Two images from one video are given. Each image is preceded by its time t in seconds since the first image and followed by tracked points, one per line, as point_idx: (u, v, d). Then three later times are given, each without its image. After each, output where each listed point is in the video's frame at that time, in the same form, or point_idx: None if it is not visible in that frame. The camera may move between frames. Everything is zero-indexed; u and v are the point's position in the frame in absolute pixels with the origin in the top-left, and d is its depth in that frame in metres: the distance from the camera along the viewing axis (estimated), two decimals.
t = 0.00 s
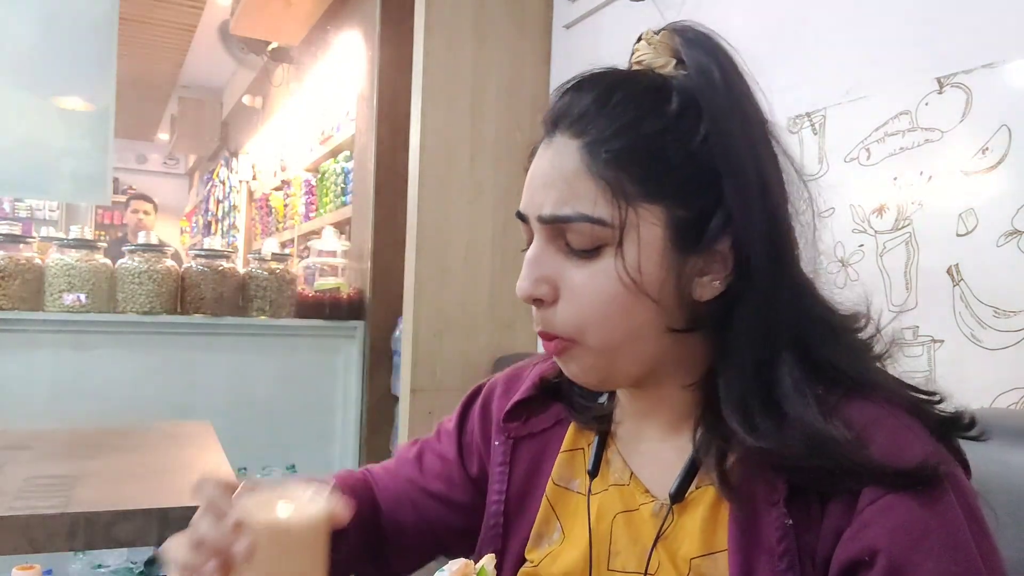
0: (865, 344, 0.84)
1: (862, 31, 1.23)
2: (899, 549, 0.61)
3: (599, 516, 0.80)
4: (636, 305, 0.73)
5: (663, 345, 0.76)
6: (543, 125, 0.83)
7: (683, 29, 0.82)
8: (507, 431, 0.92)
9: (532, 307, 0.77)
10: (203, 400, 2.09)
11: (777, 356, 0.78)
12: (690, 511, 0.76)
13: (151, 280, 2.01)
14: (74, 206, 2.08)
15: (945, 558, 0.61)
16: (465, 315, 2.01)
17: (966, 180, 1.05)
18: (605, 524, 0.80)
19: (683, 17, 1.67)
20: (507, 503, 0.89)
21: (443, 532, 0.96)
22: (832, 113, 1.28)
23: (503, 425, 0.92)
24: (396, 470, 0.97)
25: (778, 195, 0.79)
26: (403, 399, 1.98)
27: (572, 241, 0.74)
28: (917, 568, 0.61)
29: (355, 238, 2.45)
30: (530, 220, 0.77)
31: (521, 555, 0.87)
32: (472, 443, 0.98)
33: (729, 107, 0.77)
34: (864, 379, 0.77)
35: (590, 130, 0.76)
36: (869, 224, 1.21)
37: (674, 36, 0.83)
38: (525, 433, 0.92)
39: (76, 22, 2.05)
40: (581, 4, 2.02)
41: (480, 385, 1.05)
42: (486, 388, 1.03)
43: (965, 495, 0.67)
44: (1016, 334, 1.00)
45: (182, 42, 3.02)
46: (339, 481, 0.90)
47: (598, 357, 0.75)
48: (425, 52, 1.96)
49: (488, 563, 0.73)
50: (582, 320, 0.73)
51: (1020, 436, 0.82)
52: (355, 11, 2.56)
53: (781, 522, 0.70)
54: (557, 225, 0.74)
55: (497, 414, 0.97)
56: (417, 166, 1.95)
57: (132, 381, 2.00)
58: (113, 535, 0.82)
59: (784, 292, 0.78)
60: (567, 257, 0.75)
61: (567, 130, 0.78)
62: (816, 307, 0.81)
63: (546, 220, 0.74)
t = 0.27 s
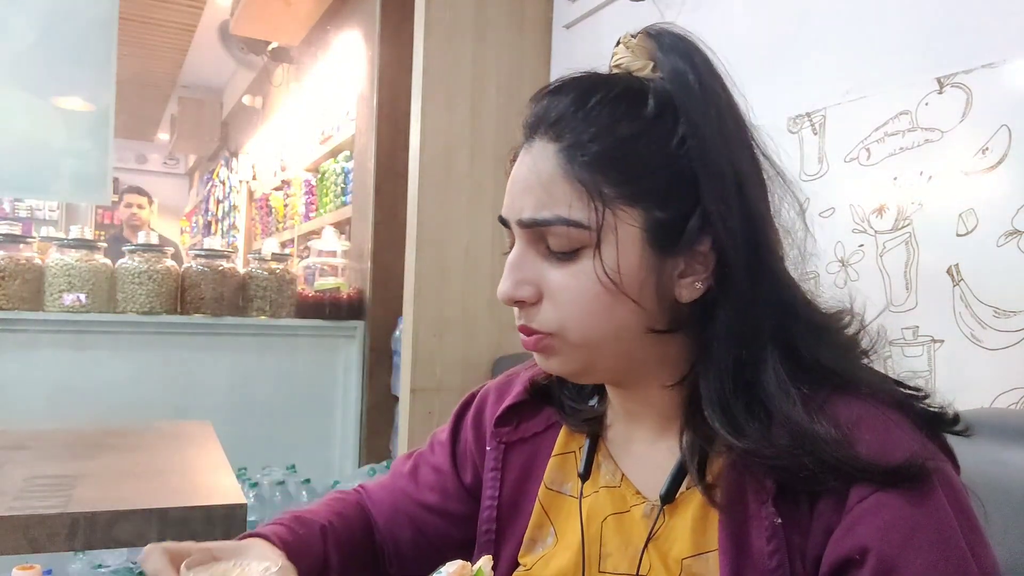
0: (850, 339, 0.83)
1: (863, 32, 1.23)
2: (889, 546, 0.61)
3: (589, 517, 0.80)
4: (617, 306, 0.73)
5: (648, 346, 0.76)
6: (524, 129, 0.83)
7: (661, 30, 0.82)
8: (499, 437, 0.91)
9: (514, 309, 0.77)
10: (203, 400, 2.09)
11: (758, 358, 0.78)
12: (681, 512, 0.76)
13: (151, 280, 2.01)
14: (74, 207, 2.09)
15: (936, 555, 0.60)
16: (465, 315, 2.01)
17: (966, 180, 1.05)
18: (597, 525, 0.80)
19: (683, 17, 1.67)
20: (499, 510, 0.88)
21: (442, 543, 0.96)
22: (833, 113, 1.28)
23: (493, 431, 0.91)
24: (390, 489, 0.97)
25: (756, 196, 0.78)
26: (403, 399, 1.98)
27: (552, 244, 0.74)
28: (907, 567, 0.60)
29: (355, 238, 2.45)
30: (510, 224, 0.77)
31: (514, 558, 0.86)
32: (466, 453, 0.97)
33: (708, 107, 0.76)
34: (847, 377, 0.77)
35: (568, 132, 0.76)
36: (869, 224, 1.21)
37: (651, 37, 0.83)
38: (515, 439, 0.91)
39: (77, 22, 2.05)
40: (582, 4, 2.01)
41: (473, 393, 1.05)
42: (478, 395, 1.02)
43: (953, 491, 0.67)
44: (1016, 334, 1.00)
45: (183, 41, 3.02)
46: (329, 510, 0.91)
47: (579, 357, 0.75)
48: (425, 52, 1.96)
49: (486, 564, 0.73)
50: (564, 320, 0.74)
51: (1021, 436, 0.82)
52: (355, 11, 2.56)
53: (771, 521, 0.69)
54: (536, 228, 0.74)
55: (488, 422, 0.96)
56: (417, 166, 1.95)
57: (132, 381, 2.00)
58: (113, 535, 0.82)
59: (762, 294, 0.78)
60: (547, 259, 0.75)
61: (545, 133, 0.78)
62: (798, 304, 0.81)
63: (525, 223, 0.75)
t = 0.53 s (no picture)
0: (842, 347, 0.80)
1: (863, 31, 1.23)
2: (881, 545, 0.60)
3: (582, 520, 0.80)
4: (592, 312, 0.72)
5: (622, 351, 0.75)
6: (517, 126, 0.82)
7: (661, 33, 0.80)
8: (491, 440, 0.91)
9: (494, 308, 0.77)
10: (202, 400, 2.09)
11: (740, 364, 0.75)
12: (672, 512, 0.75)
13: (151, 280, 2.01)
14: (74, 206, 2.10)
15: (928, 555, 0.59)
16: (465, 315, 2.01)
17: (966, 180, 1.05)
18: (590, 527, 0.80)
19: (683, 17, 1.67)
20: (493, 513, 0.88)
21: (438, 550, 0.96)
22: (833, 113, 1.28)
23: (486, 434, 0.91)
24: (385, 496, 0.97)
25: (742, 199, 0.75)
26: (402, 399, 1.98)
27: (535, 244, 0.74)
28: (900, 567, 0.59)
29: (355, 238, 2.45)
30: (495, 221, 0.77)
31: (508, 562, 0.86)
32: (460, 458, 0.97)
33: (695, 114, 0.74)
34: (834, 380, 0.74)
35: (559, 132, 0.75)
36: (869, 224, 1.21)
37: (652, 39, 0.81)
38: (508, 443, 0.91)
39: (78, 22, 2.05)
40: (582, 3, 2.02)
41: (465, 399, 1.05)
42: (471, 400, 1.02)
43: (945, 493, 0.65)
44: (1016, 334, 1.00)
45: (182, 41, 3.02)
46: (323, 518, 0.91)
47: (556, 359, 0.74)
48: (425, 52, 1.96)
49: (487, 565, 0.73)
50: (541, 322, 0.73)
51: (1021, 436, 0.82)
52: (355, 11, 2.56)
53: (763, 523, 0.68)
54: (520, 227, 0.74)
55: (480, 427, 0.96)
56: (417, 166, 1.95)
57: (132, 381, 2.00)
58: (113, 535, 0.82)
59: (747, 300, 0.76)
60: (529, 259, 0.75)
61: (537, 131, 0.78)
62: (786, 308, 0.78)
63: (510, 221, 0.74)
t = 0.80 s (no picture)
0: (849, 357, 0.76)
1: (863, 31, 1.23)
2: (878, 547, 0.59)
3: (576, 518, 0.79)
4: (608, 311, 0.71)
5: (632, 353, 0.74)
6: (517, 127, 0.80)
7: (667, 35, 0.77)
8: (487, 439, 0.91)
9: (499, 308, 0.75)
10: (202, 400, 2.09)
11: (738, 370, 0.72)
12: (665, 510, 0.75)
13: (151, 280, 2.01)
14: (74, 206, 2.11)
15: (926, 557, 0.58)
16: (465, 315, 2.01)
17: (966, 180, 1.05)
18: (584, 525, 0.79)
19: (683, 18, 1.67)
20: (488, 512, 0.88)
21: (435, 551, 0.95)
22: (833, 113, 1.28)
23: (481, 433, 0.91)
24: (383, 496, 0.97)
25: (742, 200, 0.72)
26: (402, 399, 1.98)
27: (545, 245, 0.72)
28: (896, 568, 0.58)
29: (355, 238, 2.45)
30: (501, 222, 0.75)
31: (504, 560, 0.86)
32: (456, 458, 0.97)
33: (693, 119, 0.71)
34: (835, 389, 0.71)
35: (567, 135, 0.73)
36: (869, 224, 1.21)
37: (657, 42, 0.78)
38: (503, 442, 0.91)
39: (77, 21, 2.05)
40: (582, 3, 2.01)
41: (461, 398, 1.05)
42: (467, 400, 1.01)
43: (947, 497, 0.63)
44: (1016, 334, 1.00)
45: (182, 41, 3.02)
46: (323, 519, 0.91)
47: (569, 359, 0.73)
48: (424, 52, 1.96)
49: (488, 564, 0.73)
50: (555, 321, 0.71)
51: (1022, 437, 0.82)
52: (355, 11, 2.56)
53: (761, 523, 0.67)
54: (530, 228, 0.72)
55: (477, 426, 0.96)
56: (418, 166, 1.95)
57: (132, 381, 2.00)
58: (114, 535, 0.82)
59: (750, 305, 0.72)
60: (538, 259, 0.73)
61: (543, 132, 0.75)
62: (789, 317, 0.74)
63: (519, 223, 0.72)
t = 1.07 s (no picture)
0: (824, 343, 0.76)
1: (863, 32, 1.23)
2: (881, 539, 0.59)
3: (578, 516, 0.79)
4: (589, 290, 0.71)
5: (618, 332, 0.73)
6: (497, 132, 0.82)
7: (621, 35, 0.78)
8: (487, 439, 0.92)
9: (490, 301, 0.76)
10: (202, 400, 2.09)
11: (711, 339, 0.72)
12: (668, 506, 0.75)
13: (151, 280, 2.01)
14: (74, 207, 2.11)
15: (927, 548, 0.58)
16: (465, 314, 2.01)
17: (966, 180, 1.05)
18: (586, 524, 0.79)
19: (683, 18, 1.67)
20: (489, 511, 0.88)
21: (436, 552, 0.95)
22: (832, 113, 1.28)
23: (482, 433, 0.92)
24: (385, 497, 0.97)
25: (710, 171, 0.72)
26: (403, 399, 1.98)
27: (525, 228, 0.73)
28: (898, 561, 0.58)
29: (355, 238, 2.45)
30: (485, 217, 0.77)
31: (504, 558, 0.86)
32: (457, 458, 0.97)
33: (660, 105, 0.71)
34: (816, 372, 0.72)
35: (540, 125, 0.76)
36: (869, 224, 1.21)
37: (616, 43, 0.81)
38: (503, 441, 0.91)
39: (77, 21, 2.05)
40: (582, 3, 2.02)
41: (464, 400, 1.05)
42: (469, 402, 1.01)
43: (947, 484, 0.63)
44: (1016, 334, 1.00)
45: (182, 41, 3.02)
46: (326, 512, 0.92)
47: (554, 347, 0.72)
48: (425, 52, 1.96)
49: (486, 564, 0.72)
50: (539, 307, 0.71)
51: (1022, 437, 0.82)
52: (354, 11, 2.56)
53: (763, 515, 0.68)
54: (510, 214, 0.73)
55: (478, 426, 0.96)
56: (417, 166, 1.95)
57: (132, 381, 2.00)
58: (114, 535, 0.82)
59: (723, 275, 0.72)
60: (521, 247, 0.74)
61: (517, 129, 0.78)
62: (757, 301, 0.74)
63: (499, 210, 0.74)
